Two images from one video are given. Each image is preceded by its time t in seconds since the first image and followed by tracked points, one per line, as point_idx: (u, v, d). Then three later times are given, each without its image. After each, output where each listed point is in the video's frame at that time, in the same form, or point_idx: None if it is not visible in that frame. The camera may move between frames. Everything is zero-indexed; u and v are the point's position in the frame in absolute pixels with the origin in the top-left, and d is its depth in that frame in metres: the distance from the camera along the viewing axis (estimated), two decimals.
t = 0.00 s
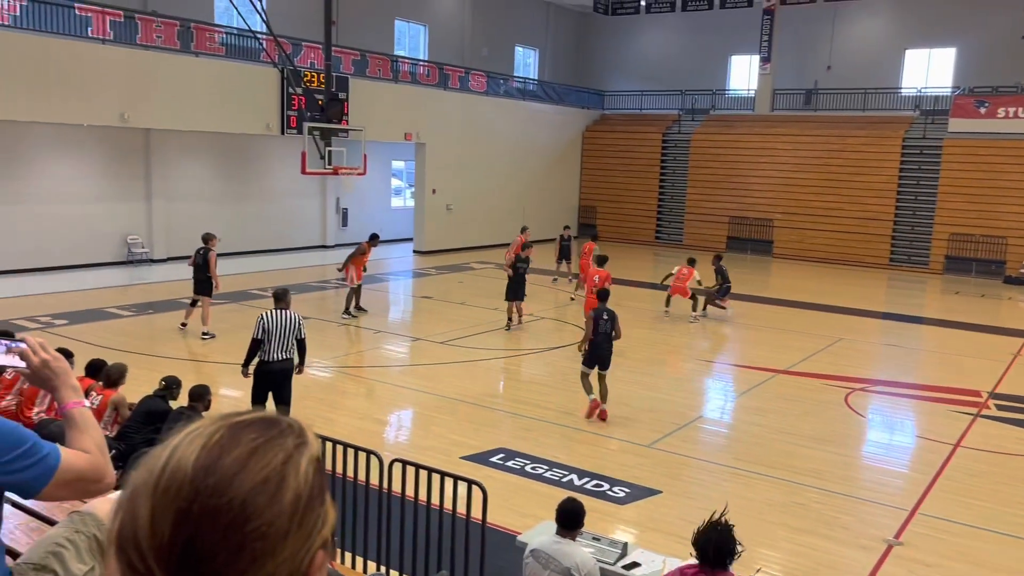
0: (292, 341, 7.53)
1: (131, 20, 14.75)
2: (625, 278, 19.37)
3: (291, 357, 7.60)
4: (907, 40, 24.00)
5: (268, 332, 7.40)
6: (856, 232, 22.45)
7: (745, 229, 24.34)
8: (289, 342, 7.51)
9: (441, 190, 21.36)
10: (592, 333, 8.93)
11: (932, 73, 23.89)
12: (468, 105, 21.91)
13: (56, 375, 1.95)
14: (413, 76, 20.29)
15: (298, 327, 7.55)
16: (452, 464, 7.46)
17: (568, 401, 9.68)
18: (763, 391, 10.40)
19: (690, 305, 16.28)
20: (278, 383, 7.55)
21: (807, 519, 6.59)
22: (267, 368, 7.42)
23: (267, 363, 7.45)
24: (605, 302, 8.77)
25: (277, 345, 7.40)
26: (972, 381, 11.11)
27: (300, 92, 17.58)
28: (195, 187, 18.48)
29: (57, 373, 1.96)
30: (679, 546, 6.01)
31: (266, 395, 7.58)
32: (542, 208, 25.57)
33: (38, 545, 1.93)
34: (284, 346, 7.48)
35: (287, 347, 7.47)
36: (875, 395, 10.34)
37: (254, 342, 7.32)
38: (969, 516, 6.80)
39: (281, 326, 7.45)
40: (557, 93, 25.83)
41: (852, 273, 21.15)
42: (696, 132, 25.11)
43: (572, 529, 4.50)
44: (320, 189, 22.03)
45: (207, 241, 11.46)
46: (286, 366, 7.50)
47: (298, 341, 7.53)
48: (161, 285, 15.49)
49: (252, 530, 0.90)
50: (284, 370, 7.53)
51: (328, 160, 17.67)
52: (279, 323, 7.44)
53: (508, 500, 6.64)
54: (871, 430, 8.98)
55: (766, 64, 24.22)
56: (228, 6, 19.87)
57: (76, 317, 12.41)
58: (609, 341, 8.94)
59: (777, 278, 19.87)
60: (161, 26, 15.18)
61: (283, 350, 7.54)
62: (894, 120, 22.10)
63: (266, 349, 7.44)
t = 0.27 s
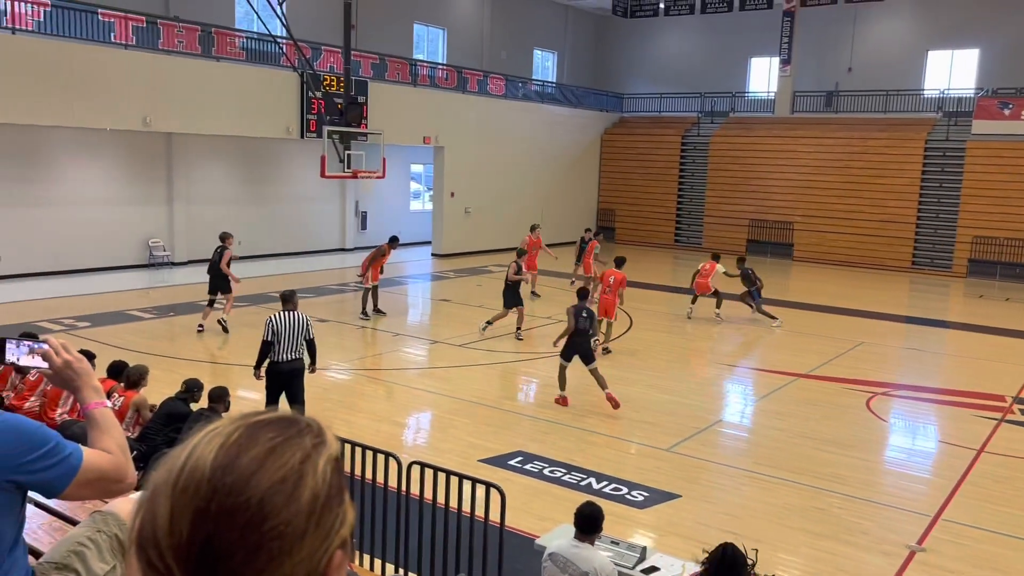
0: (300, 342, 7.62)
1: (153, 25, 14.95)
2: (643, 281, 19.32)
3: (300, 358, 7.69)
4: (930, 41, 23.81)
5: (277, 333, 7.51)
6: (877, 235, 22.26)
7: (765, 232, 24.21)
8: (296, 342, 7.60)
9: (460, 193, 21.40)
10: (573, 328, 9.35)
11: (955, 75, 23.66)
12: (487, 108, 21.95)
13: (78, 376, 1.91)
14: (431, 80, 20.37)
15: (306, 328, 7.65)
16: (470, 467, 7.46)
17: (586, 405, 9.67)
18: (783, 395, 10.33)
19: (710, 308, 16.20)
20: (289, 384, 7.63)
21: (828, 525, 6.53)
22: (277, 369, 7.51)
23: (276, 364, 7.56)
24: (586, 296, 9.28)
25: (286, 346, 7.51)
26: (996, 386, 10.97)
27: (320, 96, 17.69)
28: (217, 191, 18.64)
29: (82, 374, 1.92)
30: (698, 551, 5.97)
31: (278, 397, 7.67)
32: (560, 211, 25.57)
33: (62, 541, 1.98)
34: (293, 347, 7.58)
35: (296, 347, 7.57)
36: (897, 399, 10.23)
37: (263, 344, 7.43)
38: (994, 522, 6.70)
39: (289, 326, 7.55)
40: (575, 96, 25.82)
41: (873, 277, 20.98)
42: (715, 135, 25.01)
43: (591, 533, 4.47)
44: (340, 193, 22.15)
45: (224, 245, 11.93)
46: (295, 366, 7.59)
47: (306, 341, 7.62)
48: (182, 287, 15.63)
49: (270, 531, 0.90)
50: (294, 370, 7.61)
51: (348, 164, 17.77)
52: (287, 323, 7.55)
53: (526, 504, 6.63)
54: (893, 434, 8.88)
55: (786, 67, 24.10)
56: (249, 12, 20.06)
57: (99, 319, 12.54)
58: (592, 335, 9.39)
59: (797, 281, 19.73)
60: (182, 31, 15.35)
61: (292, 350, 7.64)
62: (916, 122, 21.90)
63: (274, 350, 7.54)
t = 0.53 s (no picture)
0: (300, 339, 7.73)
1: (168, 28, 15.11)
2: (656, 284, 19.27)
3: (301, 356, 7.79)
4: (946, 44, 23.67)
5: (276, 330, 7.64)
6: (892, 238, 22.12)
7: (778, 235, 24.11)
8: (296, 340, 7.71)
9: (473, 196, 21.42)
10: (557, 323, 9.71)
11: (971, 77, 23.51)
12: (500, 111, 21.98)
13: (94, 376, 1.92)
14: (444, 83, 20.44)
15: (305, 326, 7.77)
16: (482, 469, 7.46)
17: (599, 408, 9.65)
18: (796, 399, 10.28)
19: (723, 311, 16.14)
20: (290, 381, 7.73)
21: (843, 530, 6.49)
22: (277, 366, 7.64)
23: (277, 361, 7.68)
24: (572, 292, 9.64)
25: (286, 343, 7.63)
26: (1012, 391, 10.87)
27: (333, 98, 17.78)
28: (231, 193, 18.74)
29: (98, 374, 1.94)
30: (711, 556, 5.94)
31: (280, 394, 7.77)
32: (573, 213, 25.55)
33: (78, 542, 2.01)
34: (293, 344, 7.69)
35: (296, 344, 7.68)
36: (912, 404, 10.16)
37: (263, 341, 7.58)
38: (1010, 529, 6.63)
39: (288, 324, 7.69)
40: (588, 98, 25.83)
41: (888, 280, 20.85)
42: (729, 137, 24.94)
43: (603, 536, 4.46)
44: (353, 195, 22.23)
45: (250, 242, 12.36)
46: (295, 363, 7.69)
47: (305, 338, 7.73)
48: (197, 289, 15.72)
49: (285, 533, 0.90)
50: (294, 367, 7.72)
51: (361, 166, 17.83)
52: (286, 321, 7.68)
53: (537, 506, 6.62)
54: (908, 439, 8.81)
55: (800, 69, 24.01)
56: (264, 15, 20.20)
57: (114, 320, 12.63)
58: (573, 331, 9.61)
59: (811, 285, 19.63)
60: (198, 34, 15.48)
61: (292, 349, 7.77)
62: (931, 125, 21.76)
63: (274, 348, 7.67)
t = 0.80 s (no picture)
0: (299, 335, 7.79)
1: (178, 30, 15.15)
2: (663, 286, 19.24)
3: (301, 351, 7.86)
4: (956, 45, 23.59)
5: (275, 327, 7.70)
6: (901, 241, 22.04)
7: (786, 237, 24.06)
8: (296, 336, 7.77)
9: (481, 197, 21.42)
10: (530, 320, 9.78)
11: (981, 80, 23.43)
12: (508, 112, 22.00)
13: (111, 376, 1.94)
14: (452, 84, 20.48)
15: (305, 323, 7.81)
16: (489, 471, 7.46)
17: (606, 409, 9.65)
18: (804, 402, 10.25)
19: (730, 313, 16.11)
20: (291, 376, 7.82)
21: (851, 533, 6.47)
22: (277, 362, 7.70)
23: (277, 357, 7.74)
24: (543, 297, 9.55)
25: (286, 339, 7.68)
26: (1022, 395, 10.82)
27: (342, 99, 17.82)
28: (240, 193, 18.80)
29: (113, 373, 1.94)
30: (719, 558, 5.93)
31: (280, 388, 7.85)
32: (580, 215, 25.55)
33: (92, 539, 2.03)
34: (292, 340, 7.75)
35: (295, 340, 7.75)
36: (921, 407, 10.13)
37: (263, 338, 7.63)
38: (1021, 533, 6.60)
39: (288, 321, 7.73)
40: (596, 100, 25.83)
41: (897, 283, 20.77)
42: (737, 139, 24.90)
43: (612, 538, 4.46)
44: (361, 196, 22.27)
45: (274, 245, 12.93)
46: (295, 359, 7.76)
47: (305, 334, 7.79)
48: (206, 289, 15.76)
49: (308, 532, 0.92)
50: (293, 363, 7.82)
51: (369, 167, 17.84)
52: (286, 318, 7.71)
53: (545, 508, 6.62)
54: (917, 443, 8.77)
55: (809, 71, 23.97)
56: (273, 16, 20.24)
57: (123, 320, 12.68)
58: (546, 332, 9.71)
59: (819, 288, 19.57)
60: (208, 35, 15.53)
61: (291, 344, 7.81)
62: (941, 127, 21.68)
63: (274, 344, 7.73)
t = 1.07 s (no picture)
0: (296, 333, 7.81)
1: (183, 30, 15.18)
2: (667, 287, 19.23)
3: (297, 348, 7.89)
4: (961, 47, 23.58)
5: (273, 324, 7.70)
6: (906, 243, 22.00)
7: (790, 239, 24.05)
8: (293, 333, 7.80)
9: (484, 198, 21.41)
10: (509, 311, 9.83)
11: (986, 82, 23.39)
12: (512, 112, 22.01)
13: (118, 374, 1.94)
14: (457, 85, 20.49)
15: (301, 320, 7.82)
16: (493, 472, 7.45)
17: (610, 411, 9.64)
18: (808, 404, 10.24)
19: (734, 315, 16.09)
20: (287, 373, 7.85)
21: (855, 536, 6.45)
22: (274, 359, 7.72)
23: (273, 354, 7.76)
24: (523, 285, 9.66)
25: (283, 337, 7.70)
26: None
27: (346, 100, 17.83)
28: (244, 193, 18.82)
29: (120, 372, 1.95)
30: (722, 560, 5.92)
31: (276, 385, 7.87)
32: (584, 216, 25.55)
33: (98, 538, 2.04)
34: (289, 337, 7.78)
35: (292, 337, 7.77)
36: (925, 410, 10.11)
37: (259, 335, 7.62)
38: None
39: (284, 318, 7.74)
40: (600, 101, 25.83)
41: (901, 285, 20.72)
42: (741, 141, 24.88)
43: (615, 540, 4.46)
44: (365, 196, 22.28)
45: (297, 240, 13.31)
46: (292, 356, 7.80)
47: (302, 332, 7.82)
48: (210, 289, 15.78)
49: (320, 533, 0.92)
50: (290, 360, 7.84)
51: (373, 167, 17.84)
52: (283, 316, 7.73)
53: (549, 509, 6.62)
54: (921, 445, 8.75)
55: (814, 73, 23.95)
56: (278, 16, 20.26)
57: (127, 320, 12.69)
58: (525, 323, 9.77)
59: (823, 290, 19.54)
60: (212, 35, 15.55)
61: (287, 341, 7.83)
62: (946, 129, 21.65)
63: (271, 341, 7.74)
